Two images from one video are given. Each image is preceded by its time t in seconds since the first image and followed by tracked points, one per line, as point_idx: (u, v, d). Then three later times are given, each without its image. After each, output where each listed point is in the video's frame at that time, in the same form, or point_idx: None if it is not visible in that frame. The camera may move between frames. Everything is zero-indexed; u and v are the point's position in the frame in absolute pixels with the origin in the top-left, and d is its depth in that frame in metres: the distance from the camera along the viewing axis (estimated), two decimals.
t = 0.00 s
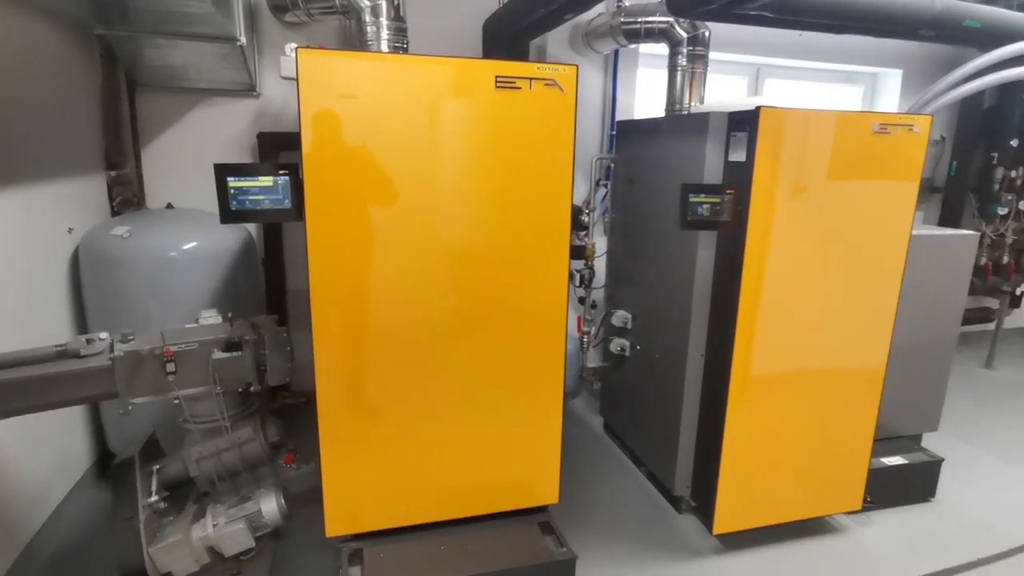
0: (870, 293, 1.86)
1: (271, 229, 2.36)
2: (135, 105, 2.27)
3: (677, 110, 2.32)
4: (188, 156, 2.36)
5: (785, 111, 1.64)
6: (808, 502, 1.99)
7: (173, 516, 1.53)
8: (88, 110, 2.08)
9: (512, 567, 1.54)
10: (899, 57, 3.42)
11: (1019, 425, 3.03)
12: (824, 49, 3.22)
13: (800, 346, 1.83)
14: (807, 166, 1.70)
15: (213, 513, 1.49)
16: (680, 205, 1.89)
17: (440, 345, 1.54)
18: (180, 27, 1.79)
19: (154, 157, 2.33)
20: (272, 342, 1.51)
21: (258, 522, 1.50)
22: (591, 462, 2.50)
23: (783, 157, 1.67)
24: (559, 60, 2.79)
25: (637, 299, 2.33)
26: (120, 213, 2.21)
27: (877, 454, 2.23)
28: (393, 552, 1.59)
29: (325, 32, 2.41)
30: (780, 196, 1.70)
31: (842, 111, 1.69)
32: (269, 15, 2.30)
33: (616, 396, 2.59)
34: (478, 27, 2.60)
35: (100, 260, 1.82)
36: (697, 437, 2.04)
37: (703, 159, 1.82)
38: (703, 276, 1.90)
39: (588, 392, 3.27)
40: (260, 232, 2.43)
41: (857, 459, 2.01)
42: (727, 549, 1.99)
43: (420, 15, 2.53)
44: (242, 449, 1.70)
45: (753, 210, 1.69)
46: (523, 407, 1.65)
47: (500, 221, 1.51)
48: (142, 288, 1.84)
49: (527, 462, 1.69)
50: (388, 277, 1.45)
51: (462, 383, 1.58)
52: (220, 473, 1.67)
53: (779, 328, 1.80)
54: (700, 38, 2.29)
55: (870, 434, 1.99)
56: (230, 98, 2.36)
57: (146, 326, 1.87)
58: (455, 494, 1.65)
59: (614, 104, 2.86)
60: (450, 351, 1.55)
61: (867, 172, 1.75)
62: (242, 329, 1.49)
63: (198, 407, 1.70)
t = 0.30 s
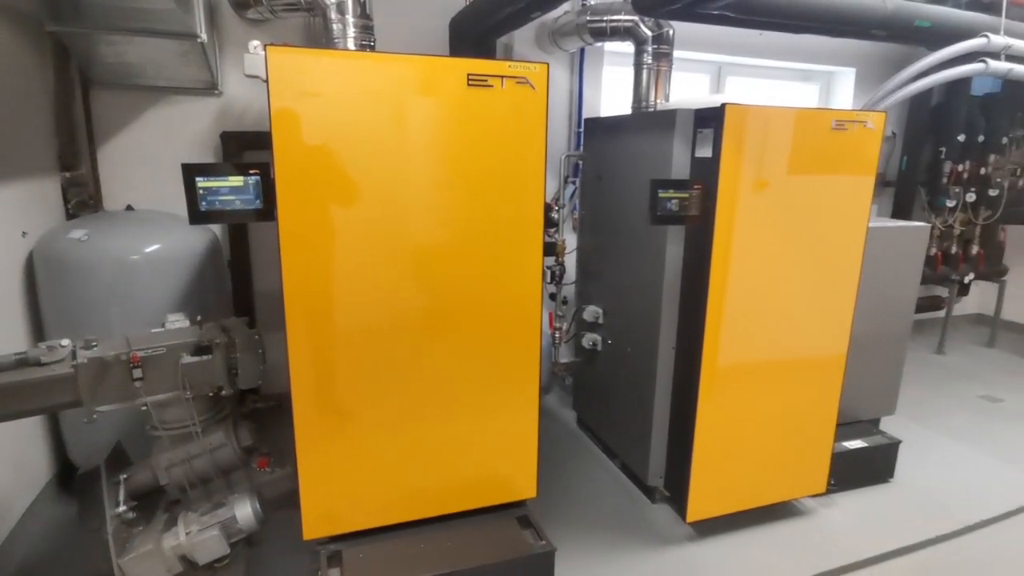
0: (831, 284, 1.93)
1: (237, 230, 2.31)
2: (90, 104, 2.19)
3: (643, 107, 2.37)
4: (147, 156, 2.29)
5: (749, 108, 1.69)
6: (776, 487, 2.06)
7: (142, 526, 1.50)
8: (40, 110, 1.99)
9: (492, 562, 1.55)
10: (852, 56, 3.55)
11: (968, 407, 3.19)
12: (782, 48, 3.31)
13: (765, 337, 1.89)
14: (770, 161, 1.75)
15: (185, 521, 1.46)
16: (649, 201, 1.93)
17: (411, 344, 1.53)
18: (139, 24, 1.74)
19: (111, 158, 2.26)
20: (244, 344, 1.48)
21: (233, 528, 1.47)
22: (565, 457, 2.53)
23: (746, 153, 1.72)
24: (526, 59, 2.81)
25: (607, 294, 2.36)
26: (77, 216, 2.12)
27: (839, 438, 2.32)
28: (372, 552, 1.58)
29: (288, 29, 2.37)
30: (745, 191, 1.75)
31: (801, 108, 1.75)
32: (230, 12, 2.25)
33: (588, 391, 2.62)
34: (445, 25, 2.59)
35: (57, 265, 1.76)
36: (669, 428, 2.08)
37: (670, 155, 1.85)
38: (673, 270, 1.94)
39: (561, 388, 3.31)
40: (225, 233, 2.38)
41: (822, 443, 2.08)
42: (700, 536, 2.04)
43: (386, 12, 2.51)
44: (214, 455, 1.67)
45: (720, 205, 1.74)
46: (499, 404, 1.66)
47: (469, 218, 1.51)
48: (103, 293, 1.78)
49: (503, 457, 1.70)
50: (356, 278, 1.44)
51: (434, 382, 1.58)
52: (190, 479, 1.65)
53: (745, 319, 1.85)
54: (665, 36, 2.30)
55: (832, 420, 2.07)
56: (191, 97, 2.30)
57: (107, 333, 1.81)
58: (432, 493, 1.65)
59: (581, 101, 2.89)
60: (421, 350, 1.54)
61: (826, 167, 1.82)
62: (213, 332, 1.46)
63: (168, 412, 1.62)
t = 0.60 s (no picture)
0: (793, 276, 2.00)
1: (201, 229, 2.26)
2: (42, 100, 2.11)
3: (610, 105, 2.42)
4: (104, 154, 2.22)
5: (714, 106, 1.73)
6: (743, 474, 2.13)
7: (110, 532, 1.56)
8: None
9: (470, 556, 1.57)
10: (809, 56, 3.68)
11: (920, 393, 3.34)
12: (742, 48, 3.40)
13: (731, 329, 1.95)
14: (734, 158, 1.80)
15: (155, 526, 1.43)
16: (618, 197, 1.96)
17: (381, 343, 1.53)
18: (95, 17, 1.68)
19: (66, 157, 2.17)
20: (213, 345, 1.48)
21: (205, 532, 1.45)
22: (538, 451, 2.56)
23: (711, 150, 1.76)
24: (493, 56, 2.82)
25: (577, 290, 2.40)
26: (31, 217, 2.02)
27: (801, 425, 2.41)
28: (349, 551, 1.58)
29: (252, 24, 2.32)
30: (710, 187, 1.79)
31: (764, 106, 1.81)
32: (190, 6, 2.20)
33: (560, 385, 2.65)
34: (412, 21, 2.58)
35: (12, 267, 1.69)
36: (640, 419, 2.13)
37: (638, 153, 1.89)
38: (642, 265, 1.98)
39: (532, 384, 3.33)
40: (188, 233, 2.32)
41: (785, 430, 2.16)
42: (671, 524, 2.09)
43: (352, 7, 2.48)
44: (183, 458, 1.66)
45: (687, 201, 1.78)
46: (475, 400, 1.67)
47: (438, 216, 1.51)
48: (62, 295, 1.72)
49: (478, 453, 1.71)
50: (324, 278, 1.43)
51: (406, 381, 1.58)
52: (160, 484, 1.64)
53: (712, 311, 1.91)
54: (631, 35, 2.34)
55: (795, 407, 2.15)
56: (150, 92, 2.23)
57: (68, 336, 1.75)
58: (408, 490, 1.65)
59: (548, 99, 2.92)
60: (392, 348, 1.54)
61: (787, 163, 1.88)
62: (181, 334, 1.46)
63: (134, 416, 1.61)
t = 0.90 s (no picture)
0: (759, 273, 2.06)
1: (167, 230, 2.21)
2: None
3: (581, 105, 2.43)
4: (63, 152, 2.14)
5: (682, 107, 1.77)
6: (713, 466, 2.18)
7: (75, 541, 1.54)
8: None
9: (447, 553, 1.57)
10: (773, 58, 3.78)
11: (879, 384, 3.48)
12: (709, 50, 3.48)
13: (701, 325, 2.00)
14: (701, 158, 1.85)
15: (123, 533, 1.42)
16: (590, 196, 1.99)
17: (355, 344, 1.52)
18: (54, 11, 1.63)
19: (22, 155, 2.09)
20: (182, 347, 1.47)
21: (175, 538, 1.43)
22: (513, 449, 2.57)
23: (680, 150, 1.80)
24: (464, 55, 2.82)
25: (550, 288, 2.42)
26: None
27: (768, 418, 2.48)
28: (326, 552, 1.57)
29: (217, 20, 2.27)
30: (679, 186, 1.83)
31: (729, 108, 1.85)
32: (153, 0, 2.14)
33: (533, 383, 2.67)
34: (383, 19, 2.56)
35: None
36: (613, 415, 2.16)
37: (609, 152, 1.92)
38: (613, 263, 2.02)
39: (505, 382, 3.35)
40: (153, 233, 2.26)
41: (753, 422, 2.22)
42: (644, 517, 2.14)
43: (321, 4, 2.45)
44: (152, 463, 1.63)
45: (657, 200, 1.82)
46: (450, 398, 1.68)
47: (410, 215, 1.51)
48: (19, 298, 1.65)
49: (454, 452, 1.72)
50: (295, 279, 1.42)
51: (380, 381, 1.57)
52: (127, 490, 1.62)
53: (683, 308, 1.95)
54: (601, 36, 2.37)
55: (762, 400, 2.21)
56: (111, 89, 2.16)
57: (27, 340, 1.69)
58: (384, 490, 1.65)
59: (520, 98, 2.93)
60: (366, 348, 1.53)
61: (753, 162, 1.93)
62: (149, 335, 1.46)
63: (99, 421, 1.57)
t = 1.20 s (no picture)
0: (729, 272, 2.10)
1: (133, 232, 2.15)
2: None
3: (554, 107, 2.45)
4: (22, 152, 2.07)
5: (654, 110, 1.80)
6: (686, 463, 2.22)
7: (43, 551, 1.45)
8: None
9: (424, 554, 1.57)
10: (741, 64, 3.88)
11: (844, 381, 3.59)
12: (679, 55, 3.55)
13: (673, 324, 2.03)
14: (673, 160, 1.88)
15: (91, 541, 1.42)
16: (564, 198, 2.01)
17: (328, 345, 1.51)
18: (13, 6, 1.58)
19: None
20: (151, 351, 1.49)
21: (145, 546, 1.44)
22: (489, 449, 2.58)
23: (651, 151, 1.83)
24: (438, 57, 2.82)
25: (525, 289, 2.44)
26: None
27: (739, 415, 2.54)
28: (301, 556, 1.56)
29: (186, 19, 2.23)
30: (651, 187, 1.87)
31: (699, 111, 1.89)
32: None
33: (508, 384, 2.69)
34: (356, 20, 2.55)
35: None
36: (588, 415, 2.19)
37: (583, 154, 1.95)
38: (587, 263, 2.04)
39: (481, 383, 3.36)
40: (119, 236, 2.20)
41: (724, 419, 2.27)
42: (619, 515, 2.16)
43: (293, 3, 2.42)
44: (119, 470, 1.62)
45: (630, 202, 1.85)
46: (426, 399, 1.68)
47: (384, 216, 1.50)
48: None
49: (430, 452, 1.72)
50: (266, 280, 1.40)
51: (355, 382, 1.56)
52: (94, 498, 1.60)
53: (655, 307, 1.98)
54: (574, 39, 2.40)
55: (733, 397, 2.27)
56: (73, 87, 2.10)
57: None
58: (360, 493, 1.64)
59: (493, 100, 2.94)
60: (340, 350, 1.52)
61: (722, 165, 1.98)
62: (116, 339, 1.48)
63: (65, 428, 1.54)
